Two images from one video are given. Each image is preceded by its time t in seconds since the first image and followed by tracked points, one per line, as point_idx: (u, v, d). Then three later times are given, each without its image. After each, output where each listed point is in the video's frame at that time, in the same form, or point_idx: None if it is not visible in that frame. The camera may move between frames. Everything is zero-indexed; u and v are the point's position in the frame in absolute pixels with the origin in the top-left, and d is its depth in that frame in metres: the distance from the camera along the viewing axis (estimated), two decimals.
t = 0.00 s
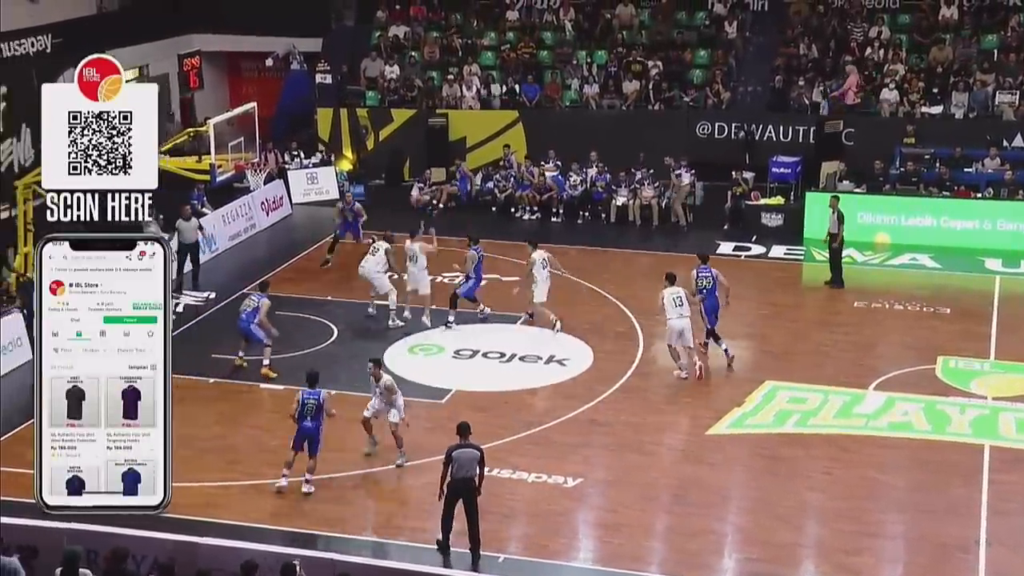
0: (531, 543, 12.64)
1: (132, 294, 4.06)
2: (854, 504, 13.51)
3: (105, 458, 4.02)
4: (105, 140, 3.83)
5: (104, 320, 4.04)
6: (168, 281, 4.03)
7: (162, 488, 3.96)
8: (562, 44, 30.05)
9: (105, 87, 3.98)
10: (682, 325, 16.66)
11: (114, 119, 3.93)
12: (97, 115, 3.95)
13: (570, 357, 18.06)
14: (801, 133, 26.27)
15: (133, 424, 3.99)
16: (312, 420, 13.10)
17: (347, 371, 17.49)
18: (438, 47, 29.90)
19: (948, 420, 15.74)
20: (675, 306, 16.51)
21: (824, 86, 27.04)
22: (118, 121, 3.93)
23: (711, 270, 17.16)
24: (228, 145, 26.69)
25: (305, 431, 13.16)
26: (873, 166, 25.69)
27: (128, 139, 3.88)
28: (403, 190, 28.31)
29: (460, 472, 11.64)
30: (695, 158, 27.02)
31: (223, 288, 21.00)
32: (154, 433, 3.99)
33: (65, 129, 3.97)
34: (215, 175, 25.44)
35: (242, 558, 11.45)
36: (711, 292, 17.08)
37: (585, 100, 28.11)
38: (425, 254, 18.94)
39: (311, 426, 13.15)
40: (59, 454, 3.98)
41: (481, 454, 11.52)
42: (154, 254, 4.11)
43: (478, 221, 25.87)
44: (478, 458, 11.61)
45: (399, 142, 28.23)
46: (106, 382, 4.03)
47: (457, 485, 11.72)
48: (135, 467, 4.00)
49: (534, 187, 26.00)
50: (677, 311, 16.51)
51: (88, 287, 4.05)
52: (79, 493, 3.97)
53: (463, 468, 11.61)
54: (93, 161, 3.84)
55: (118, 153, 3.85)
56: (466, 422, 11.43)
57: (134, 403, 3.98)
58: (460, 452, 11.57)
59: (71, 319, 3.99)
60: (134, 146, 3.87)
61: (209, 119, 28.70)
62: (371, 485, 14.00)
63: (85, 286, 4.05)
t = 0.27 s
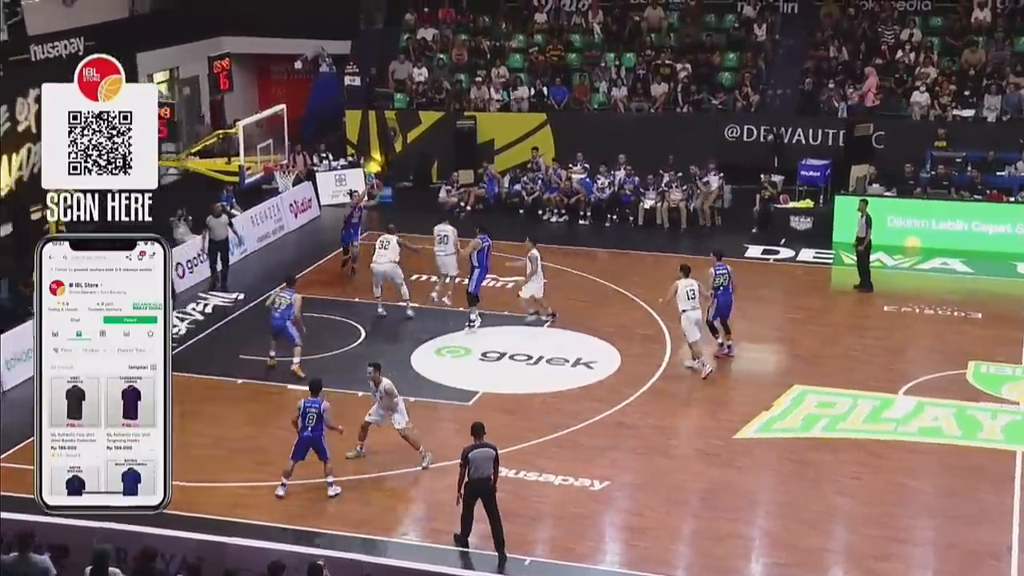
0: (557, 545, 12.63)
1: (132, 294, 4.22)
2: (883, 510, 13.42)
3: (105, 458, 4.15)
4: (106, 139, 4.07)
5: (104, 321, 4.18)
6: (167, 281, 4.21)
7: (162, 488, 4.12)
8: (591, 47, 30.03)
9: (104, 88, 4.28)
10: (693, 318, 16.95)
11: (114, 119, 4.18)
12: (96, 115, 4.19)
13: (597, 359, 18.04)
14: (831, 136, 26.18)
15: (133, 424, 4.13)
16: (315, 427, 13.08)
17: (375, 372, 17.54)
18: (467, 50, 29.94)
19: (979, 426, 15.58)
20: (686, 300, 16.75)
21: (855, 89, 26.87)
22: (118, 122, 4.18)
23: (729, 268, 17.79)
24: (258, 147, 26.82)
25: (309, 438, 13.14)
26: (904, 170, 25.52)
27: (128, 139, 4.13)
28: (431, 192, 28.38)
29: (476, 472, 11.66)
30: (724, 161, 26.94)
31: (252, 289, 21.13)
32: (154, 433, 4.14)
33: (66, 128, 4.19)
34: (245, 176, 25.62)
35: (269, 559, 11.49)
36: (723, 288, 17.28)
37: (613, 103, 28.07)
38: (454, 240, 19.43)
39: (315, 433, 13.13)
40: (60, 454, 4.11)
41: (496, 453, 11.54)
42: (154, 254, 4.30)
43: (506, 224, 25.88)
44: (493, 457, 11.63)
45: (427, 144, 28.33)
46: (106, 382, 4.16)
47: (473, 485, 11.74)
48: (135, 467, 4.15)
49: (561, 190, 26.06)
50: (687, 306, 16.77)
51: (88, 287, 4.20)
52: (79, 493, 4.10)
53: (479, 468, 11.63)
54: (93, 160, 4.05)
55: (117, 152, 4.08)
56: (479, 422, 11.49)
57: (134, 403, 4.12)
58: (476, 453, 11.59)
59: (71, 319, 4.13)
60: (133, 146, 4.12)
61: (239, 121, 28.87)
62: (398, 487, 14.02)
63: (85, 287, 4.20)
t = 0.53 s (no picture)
0: (581, 549, 12.60)
1: (132, 293, 3.99)
2: (910, 515, 13.32)
3: (106, 459, 3.92)
4: (105, 138, 3.60)
5: (104, 320, 3.96)
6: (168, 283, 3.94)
7: (161, 488, 3.86)
8: (616, 49, 30.01)
9: (106, 87, 3.77)
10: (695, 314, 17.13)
11: (114, 119, 3.71)
12: (96, 115, 3.73)
13: (622, 362, 18.00)
14: (857, 139, 26.05)
15: (132, 423, 3.91)
16: (321, 422, 13.12)
17: (399, 373, 17.58)
18: (492, 52, 29.97)
19: (1006, 431, 15.48)
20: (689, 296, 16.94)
21: (882, 92, 26.71)
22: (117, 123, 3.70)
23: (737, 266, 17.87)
24: (284, 149, 26.93)
25: (316, 435, 13.18)
26: (931, 173, 25.37)
27: (129, 138, 3.66)
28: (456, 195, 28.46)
29: (486, 469, 12.03)
30: (749, 164, 26.87)
31: (278, 290, 21.22)
32: (155, 433, 3.92)
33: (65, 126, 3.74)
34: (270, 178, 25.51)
35: (293, 559, 11.54)
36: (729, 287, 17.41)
37: (638, 105, 28.07)
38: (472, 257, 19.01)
39: (322, 429, 13.17)
40: (57, 455, 3.87)
41: (504, 447, 11.99)
42: (154, 254, 4.01)
43: (531, 226, 25.89)
44: (502, 453, 12.07)
45: (453, 146, 28.41)
46: (106, 382, 3.94)
47: (483, 482, 12.10)
48: (136, 467, 3.91)
49: (586, 192, 26.15)
50: (689, 301, 16.97)
51: (88, 287, 3.97)
52: (79, 494, 3.85)
53: (490, 464, 12.02)
54: (93, 160, 3.62)
55: (118, 152, 3.62)
56: (488, 418, 11.94)
57: (135, 402, 3.91)
58: (486, 449, 12.02)
59: (70, 319, 3.92)
60: (134, 145, 3.66)
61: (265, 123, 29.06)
62: (421, 489, 14.03)
63: (85, 286, 3.97)
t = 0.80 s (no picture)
0: (599, 552, 12.59)
1: (132, 294, 4.24)
2: (929, 520, 13.27)
3: (106, 458, 4.19)
4: (105, 139, 3.71)
5: (104, 321, 4.21)
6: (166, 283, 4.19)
7: (161, 489, 4.13)
8: (636, 52, 29.97)
9: (106, 87, 3.86)
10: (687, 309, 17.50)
11: (114, 119, 3.80)
12: (97, 114, 3.83)
13: (640, 366, 17.98)
14: (877, 142, 25.98)
15: (132, 423, 4.18)
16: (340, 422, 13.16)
17: (417, 376, 17.59)
18: (512, 55, 29.98)
19: None
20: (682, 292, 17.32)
21: (903, 95, 26.60)
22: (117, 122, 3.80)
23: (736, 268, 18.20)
24: (302, 152, 27.01)
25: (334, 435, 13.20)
26: (952, 177, 25.24)
27: (129, 139, 3.75)
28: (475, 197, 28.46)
29: (493, 468, 12.02)
30: (769, 168, 26.80)
31: (298, 292, 21.29)
32: (154, 433, 4.19)
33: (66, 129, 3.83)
34: (289, 181, 25.48)
35: (311, 562, 11.56)
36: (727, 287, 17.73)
37: (658, 108, 28.00)
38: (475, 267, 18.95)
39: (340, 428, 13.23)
40: (60, 454, 4.15)
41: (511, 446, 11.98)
42: (154, 254, 4.25)
43: (550, 229, 25.88)
44: (510, 451, 12.06)
45: (472, 149, 28.47)
46: (106, 383, 4.21)
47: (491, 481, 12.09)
48: (135, 467, 4.18)
49: (604, 194, 26.09)
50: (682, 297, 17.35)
51: (88, 287, 4.22)
52: (79, 493, 4.13)
53: (498, 463, 12.01)
54: (93, 161, 3.72)
55: (118, 153, 3.73)
56: (493, 418, 11.93)
57: (134, 403, 4.17)
58: (494, 448, 11.98)
59: (71, 319, 4.18)
60: (135, 146, 3.75)
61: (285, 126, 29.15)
62: (439, 491, 14.04)
63: (85, 286, 4.22)
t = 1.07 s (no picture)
0: (612, 553, 12.58)
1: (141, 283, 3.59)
2: (943, 523, 13.22)
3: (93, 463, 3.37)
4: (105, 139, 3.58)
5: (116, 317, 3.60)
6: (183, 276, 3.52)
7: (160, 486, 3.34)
8: (650, 54, 29.94)
9: (105, 87, 3.78)
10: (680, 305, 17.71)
11: (114, 119, 3.66)
12: (96, 114, 3.68)
13: (654, 367, 17.96)
14: (893, 145, 25.91)
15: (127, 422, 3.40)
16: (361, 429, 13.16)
17: (430, 377, 17.62)
18: (526, 57, 29.99)
19: None
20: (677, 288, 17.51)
21: (918, 97, 26.54)
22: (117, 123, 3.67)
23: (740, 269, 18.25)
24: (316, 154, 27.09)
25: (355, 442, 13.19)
26: (968, 179, 25.16)
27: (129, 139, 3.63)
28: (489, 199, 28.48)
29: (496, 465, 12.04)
30: (784, 170, 26.76)
31: (313, 292, 21.35)
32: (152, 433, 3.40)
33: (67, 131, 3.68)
34: (303, 182, 25.52)
35: (323, 563, 11.58)
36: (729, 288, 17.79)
37: (672, 110, 27.97)
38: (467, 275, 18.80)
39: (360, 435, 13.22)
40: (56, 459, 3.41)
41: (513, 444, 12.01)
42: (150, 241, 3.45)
43: (563, 231, 25.86)
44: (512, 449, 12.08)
45: (486, 151, 28.48)
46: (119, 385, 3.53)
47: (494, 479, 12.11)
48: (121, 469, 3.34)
49: (618, 196, 26.04)
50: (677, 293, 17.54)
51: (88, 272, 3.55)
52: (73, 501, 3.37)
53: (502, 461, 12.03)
54: (93, 161, 3.59)
55: (118, 152, 3.59)
56: (497, 417, 11.92)
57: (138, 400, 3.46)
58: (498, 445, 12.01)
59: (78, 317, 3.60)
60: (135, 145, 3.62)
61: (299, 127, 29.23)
62: (452, 492, 14.05)
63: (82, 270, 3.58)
